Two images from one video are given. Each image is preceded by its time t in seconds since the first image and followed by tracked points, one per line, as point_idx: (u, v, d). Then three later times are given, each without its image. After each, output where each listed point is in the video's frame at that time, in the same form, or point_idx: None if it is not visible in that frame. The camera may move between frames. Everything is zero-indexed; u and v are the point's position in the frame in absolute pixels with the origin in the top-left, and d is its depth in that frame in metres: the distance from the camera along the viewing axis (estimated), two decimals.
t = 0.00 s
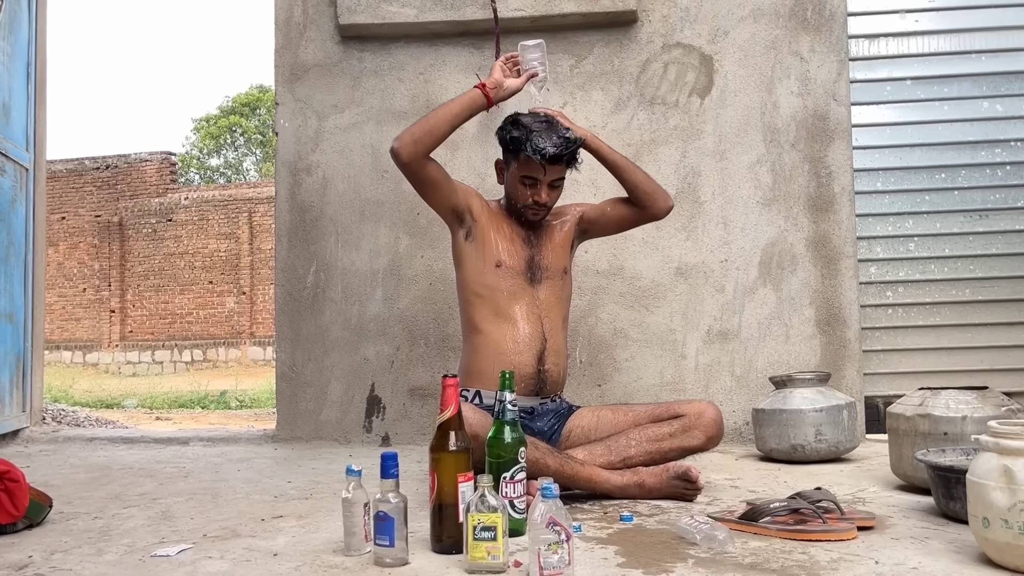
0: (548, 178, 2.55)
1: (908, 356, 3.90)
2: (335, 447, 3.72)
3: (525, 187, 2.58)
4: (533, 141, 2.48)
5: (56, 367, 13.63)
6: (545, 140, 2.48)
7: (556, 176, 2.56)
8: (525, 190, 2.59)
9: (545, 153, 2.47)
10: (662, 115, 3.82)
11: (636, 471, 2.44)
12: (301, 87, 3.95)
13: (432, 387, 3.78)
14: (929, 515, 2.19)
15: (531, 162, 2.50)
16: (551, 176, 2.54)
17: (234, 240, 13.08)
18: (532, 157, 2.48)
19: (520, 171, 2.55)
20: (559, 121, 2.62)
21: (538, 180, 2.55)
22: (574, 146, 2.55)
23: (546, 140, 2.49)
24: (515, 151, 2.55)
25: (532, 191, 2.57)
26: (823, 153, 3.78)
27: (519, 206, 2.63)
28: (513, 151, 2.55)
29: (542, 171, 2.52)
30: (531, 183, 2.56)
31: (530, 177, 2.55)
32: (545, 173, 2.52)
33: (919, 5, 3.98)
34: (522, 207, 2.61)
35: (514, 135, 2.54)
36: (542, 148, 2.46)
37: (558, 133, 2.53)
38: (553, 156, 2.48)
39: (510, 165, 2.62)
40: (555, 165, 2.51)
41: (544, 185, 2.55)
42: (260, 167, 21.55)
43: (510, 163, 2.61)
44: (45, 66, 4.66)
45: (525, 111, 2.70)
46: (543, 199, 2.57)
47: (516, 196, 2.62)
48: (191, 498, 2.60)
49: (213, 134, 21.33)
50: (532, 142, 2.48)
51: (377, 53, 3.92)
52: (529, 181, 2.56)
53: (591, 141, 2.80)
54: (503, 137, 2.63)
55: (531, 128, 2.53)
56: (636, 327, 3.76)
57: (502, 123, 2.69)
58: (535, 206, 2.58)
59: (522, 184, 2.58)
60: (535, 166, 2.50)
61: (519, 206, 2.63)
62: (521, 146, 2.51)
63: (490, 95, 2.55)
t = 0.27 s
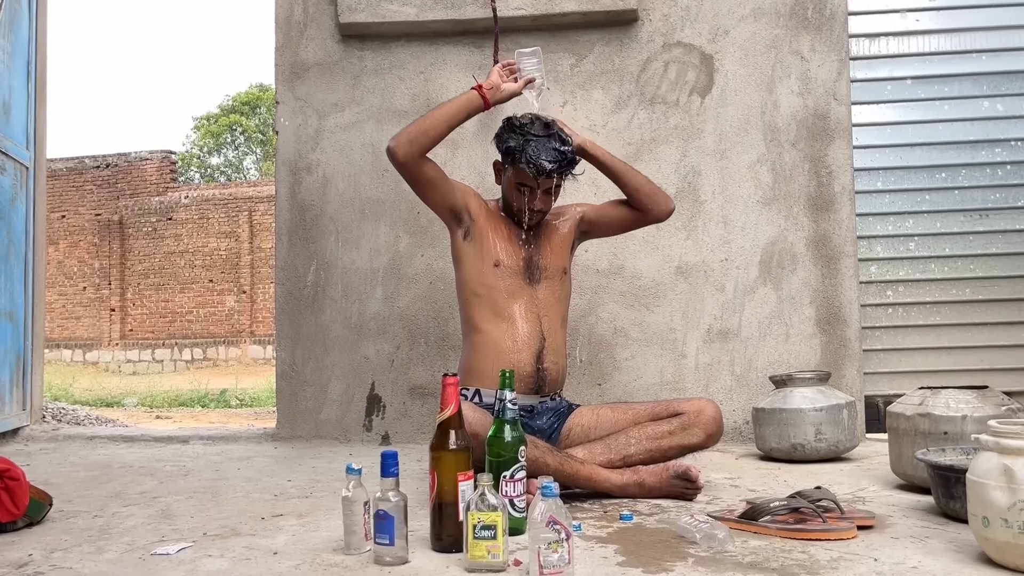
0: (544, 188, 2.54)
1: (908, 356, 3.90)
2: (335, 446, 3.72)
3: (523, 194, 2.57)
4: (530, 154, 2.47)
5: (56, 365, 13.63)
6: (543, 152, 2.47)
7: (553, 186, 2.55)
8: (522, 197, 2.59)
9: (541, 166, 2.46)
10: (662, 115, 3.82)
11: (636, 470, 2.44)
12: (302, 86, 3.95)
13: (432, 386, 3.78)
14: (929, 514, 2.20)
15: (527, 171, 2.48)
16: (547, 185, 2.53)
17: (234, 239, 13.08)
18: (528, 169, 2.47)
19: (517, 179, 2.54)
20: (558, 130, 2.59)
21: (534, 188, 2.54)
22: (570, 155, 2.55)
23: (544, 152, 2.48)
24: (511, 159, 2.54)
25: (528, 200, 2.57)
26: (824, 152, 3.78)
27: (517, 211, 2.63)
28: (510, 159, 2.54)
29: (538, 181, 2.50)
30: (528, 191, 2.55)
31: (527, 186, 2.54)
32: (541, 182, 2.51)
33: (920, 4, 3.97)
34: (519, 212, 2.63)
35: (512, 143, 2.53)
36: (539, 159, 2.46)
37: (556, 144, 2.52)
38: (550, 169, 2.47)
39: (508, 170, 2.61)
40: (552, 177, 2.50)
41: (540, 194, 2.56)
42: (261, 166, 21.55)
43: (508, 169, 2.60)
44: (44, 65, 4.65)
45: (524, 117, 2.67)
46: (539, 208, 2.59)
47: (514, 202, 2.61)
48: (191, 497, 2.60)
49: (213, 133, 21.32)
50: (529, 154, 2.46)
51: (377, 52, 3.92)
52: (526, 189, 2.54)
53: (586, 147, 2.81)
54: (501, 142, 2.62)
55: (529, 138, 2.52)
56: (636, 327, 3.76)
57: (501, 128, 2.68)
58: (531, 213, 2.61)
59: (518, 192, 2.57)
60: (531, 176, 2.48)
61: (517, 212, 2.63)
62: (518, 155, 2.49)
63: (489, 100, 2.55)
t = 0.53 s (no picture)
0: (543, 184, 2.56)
1: (907, 356, 3.90)
2: (335, 445, 3.72)
3: (522, 191, 2.58)
4: (530, 151, 2.48)
5: (56, 364, 13.63)
6: (541, 148, 2.50)
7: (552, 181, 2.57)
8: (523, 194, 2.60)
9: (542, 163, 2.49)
10: (662, 114, 3.82)
11: (636, 469, 2.44)
12: (302, 85, 3.95)
13: (431, 385, 3.78)
14: (928, 514, 2.20)
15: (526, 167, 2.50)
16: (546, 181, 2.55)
17: (234, 238, 13.08)
18: (529, 167, 2.49)
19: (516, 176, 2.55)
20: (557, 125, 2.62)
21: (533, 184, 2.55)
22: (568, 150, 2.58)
23: (543, 147, 2.51)
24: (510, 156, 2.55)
25: (528, 196, 2.59)
26: (824, 151, 3.78)
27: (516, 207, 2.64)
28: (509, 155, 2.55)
29: (537, 176, 2.52)
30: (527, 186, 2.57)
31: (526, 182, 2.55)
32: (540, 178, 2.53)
33: (920, 4, 3.97)
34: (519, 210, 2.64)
35: (511, 141, 2.54)
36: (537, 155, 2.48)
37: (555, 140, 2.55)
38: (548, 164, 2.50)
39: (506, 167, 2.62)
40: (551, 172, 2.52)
41: (541, 190, 2.58)
42: (261, 165, 21.54)
43: (507, 167, 2.61)
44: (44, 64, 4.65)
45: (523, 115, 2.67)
46: (540, 203, 2.61)
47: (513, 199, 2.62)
48: (190, 495, 2.60)
49: (213, 132, 21.31)
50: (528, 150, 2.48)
51: (377, 51, 3.92)
52: (525, 185, 2.56)
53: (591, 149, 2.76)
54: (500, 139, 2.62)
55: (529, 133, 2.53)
56: (635, 326, 3.76)
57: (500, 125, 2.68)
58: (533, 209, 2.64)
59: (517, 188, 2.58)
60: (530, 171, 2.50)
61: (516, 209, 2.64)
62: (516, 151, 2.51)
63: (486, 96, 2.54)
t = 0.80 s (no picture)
0: (544, 167, 2.55)
1: (907, 355, 3.90)
2: (334, 444, 3.72)
3: (523, 176, 2.57)
4: (528, 131, 2.50)
5: (56, 362, 13.63)
6: (538, 128, 2.51)
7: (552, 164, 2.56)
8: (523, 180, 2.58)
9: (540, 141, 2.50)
10: (662, 113, 3.82)
11: (635, 468, 2.44)
12: (301, 84, 3.94)
13: (431, 384, 3.78)
14: (927, 513, 2.20)
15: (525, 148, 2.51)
16: (547, 164, 2.54)
17: (234, 236, 13.08)
18: (528, 146, 2.49)
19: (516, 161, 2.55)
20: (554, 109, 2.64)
21: (533, 168, 2.54)
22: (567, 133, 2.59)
23: (541, 128, 2.52)
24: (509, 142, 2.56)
25: (529, 181, 2.56)
26: (823, 150, 3.78)
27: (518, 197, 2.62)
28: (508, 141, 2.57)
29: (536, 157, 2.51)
30: (527, 171, 2.56)
31: (526, 166, 2.55)
32: (539, 159, 2.52)
33: (920, 3, 3.97)
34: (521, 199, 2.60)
35: (509, 125, 2.56)
36: (535, 135, 2.49)
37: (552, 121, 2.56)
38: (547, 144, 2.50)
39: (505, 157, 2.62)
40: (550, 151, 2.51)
41: (542, 174, 2.56)
42: (261, 164, 21.53)
43: (506, 156, 2.61)
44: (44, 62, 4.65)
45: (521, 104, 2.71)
46: (542, 188, 2.57)
47: (513, 187, 2.61)
48: (190, 494, 2.60)
49: (213, 130, 21.30)
50: (525, 131, 2.50)
51: (377, 49, 3.92)
52: (525, 170, 2.56)
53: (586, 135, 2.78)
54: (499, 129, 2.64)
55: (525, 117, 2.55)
56: (635, 325, 3.76)
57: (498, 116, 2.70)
58: (535, 196, 2.59)
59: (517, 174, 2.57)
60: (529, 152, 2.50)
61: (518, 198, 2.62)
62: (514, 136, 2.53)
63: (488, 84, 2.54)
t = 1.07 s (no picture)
0: (544, 152, 2.56)
1: (906, 355, 3.90)
2: (333, 443, 3.72)
3: (522, 163, 2.58)
4: (524, 118, 2.55)
5: (55, 361, 13.62)
6: (536, 114, 2.56)
7: (552, 148, 2.57)
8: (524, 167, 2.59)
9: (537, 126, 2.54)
10: (662, 113, 3.82)
11: (634, 468, 2.44)
12: (301, 83, 3.94)
13: (430, 383, 3.78)
14: (926, 513, 2.20)
15: (524, 133, 2.54)
16: (547, 147, 2.56)
17: (233, 235, 13.08)
18: (525, 130, 2.53)
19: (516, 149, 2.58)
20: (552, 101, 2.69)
21: (534, 153, 2.56)
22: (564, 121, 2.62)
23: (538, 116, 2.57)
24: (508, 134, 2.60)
25: (530, 166, 2.57)
26: (823, 150, 3.78)
27: (520, 186, 2.62)
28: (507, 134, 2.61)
29: (536, 141, 2.54)
30: (528, 157, 2.57)
31: (526, 152, 2.56)
32: (539, 143, 2.54)
33: (920, 3, 3.97)
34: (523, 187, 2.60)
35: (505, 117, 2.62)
36: (532, 120, 2.54)
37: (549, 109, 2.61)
38: (545, 126, 2.54)
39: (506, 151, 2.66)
40: (548, 133, 2.54)
41: (542, 159, 2.56)
42: (260, 163, 21.52)
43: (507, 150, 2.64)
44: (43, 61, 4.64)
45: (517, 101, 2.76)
46: (543, 172, 2.56)
47: (516, 176, 2.62)
48: (189, 493, 2.60)
49: (212, 129, 21.29)
50: (522, 117, 2.55)
51: (377, 48, 3.91)
52: (526, 156, 2.57)
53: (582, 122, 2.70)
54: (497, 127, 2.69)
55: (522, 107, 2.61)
56: (634, 325, 3.76)
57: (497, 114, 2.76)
58: (536, 181, 2.57)
59: (518, 161, 2.59)
60: (528, 136, 2.53)
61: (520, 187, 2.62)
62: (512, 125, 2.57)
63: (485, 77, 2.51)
